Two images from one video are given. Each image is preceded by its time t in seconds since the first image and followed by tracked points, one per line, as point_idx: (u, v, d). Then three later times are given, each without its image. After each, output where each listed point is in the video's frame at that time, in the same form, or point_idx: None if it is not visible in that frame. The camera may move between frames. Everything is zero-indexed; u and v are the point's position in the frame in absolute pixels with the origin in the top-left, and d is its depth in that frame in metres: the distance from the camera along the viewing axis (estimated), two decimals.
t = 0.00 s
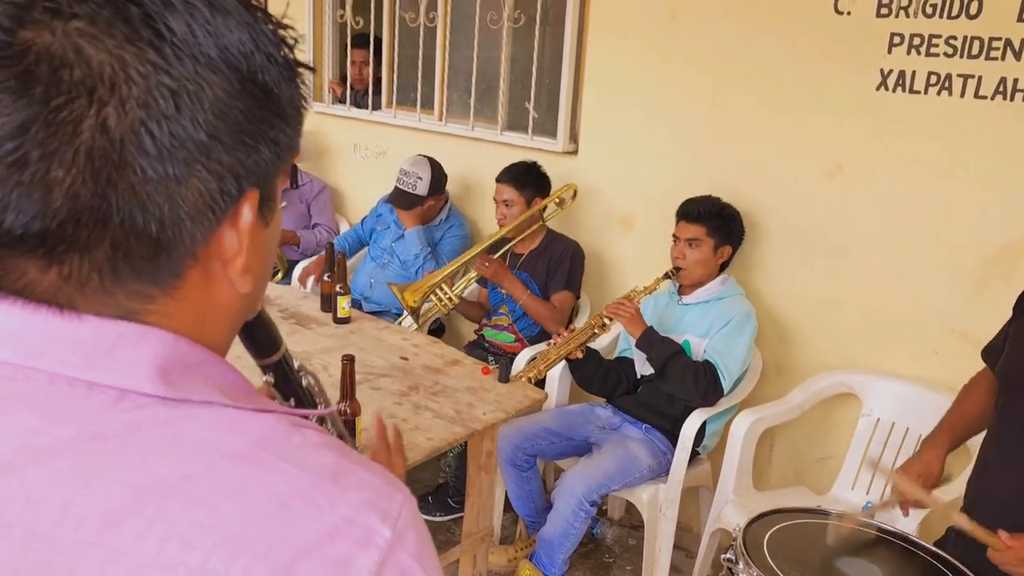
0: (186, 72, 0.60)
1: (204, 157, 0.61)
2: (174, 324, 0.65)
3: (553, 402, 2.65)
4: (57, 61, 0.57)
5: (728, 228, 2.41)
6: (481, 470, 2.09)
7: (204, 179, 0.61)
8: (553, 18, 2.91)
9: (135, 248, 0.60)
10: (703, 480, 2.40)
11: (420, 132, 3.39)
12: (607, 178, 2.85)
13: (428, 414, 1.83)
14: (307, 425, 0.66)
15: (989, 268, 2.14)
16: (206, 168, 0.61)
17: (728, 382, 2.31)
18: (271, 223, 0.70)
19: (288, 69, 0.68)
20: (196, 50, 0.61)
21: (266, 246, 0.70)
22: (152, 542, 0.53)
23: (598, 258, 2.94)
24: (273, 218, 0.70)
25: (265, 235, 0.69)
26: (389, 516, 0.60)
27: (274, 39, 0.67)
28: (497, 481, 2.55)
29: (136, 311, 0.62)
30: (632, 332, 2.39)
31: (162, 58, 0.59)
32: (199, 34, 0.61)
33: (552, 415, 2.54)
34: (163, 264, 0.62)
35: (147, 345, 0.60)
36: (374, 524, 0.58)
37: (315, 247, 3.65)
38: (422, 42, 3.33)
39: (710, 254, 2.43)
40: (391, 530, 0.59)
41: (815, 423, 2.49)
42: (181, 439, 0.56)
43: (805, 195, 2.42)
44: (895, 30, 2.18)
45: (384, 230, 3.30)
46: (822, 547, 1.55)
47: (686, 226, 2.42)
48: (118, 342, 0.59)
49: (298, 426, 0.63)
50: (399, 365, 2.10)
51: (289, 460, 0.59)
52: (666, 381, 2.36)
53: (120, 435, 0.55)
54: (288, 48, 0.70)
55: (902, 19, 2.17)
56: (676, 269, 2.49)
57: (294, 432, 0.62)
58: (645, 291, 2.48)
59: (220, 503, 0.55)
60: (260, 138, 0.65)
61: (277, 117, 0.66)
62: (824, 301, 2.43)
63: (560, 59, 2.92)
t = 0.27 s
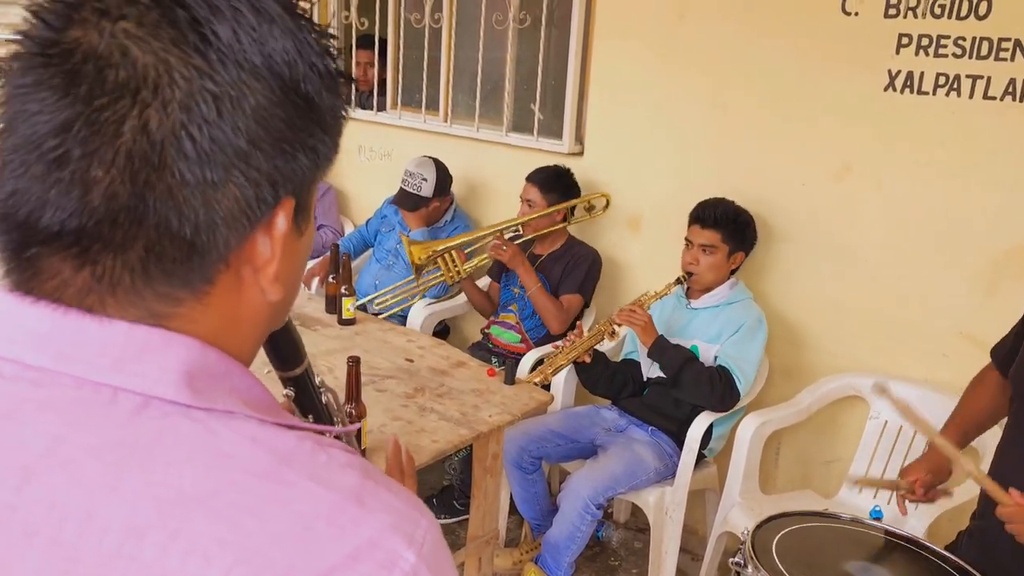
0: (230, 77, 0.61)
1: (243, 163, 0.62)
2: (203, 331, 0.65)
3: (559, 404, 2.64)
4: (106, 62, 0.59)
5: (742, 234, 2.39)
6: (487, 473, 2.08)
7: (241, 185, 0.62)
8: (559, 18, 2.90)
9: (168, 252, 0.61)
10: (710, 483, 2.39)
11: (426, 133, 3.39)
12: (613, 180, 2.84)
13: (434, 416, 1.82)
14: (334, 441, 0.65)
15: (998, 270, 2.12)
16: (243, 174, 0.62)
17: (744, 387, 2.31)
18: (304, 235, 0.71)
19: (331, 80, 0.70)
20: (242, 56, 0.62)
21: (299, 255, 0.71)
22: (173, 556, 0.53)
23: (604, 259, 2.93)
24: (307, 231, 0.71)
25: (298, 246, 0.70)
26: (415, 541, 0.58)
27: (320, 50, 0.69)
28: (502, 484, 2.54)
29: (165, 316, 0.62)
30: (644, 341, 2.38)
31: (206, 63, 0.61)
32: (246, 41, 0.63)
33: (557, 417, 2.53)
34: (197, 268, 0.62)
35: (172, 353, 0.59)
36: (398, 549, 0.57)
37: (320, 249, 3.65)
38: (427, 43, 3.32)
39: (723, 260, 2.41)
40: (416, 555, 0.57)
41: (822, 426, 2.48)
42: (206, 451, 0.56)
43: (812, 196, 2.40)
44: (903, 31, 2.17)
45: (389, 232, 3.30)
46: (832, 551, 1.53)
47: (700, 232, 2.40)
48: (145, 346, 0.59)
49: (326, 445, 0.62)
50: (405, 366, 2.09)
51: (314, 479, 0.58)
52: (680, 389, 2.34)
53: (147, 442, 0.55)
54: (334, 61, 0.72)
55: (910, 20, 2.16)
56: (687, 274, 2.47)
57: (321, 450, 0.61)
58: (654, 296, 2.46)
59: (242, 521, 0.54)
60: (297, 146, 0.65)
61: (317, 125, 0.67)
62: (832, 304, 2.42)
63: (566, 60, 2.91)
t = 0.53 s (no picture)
0: (280, 83, 0.67)
1: (285, 161, 0.66)
2: (234, 326, 0.67)
3: (562, 405, 2.63)
4: (167, 61, 0.64)
5: (753, 241, 2.36)
6: (490, 474, 2.08)
7: (283, 181, 0.66)
8: (562, 19, 2.90)
9: (210, 242, 0.64)
10: (713, 485, 2.38)
11: (430, 134, 3.39)
12: (616, 181, 2.84)
13: (436, 417, 1.82)
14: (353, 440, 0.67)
15: (1002, 272, 2.11)
16: (284, 172, 0.66)
17: (758, 393, 2.31)
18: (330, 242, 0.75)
19: (363, 101, 0.75)
20: (289, 65, 0.68)
21: (324, 263, 0.74)
22: (203, 542, 0.54)
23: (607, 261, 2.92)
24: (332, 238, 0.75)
25: (324, 254, 0.74)
26: (432, 537, 0.60)
27: (353, 72, 0.75)
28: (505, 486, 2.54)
29: (202, 306, 0.65)
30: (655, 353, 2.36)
31: (258, 69, 0.66)
32: (294, 53, 0.68)
33: (560, 419, 2.53)
34: (238, 260, 0.65)
35: (203, 348, 0.62)
36: (418, 544, 0.59)
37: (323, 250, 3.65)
38: (431, 44, 3.32)
39: (732, 266, 2.39)
40: (435, 550, 0.59)
41: (827, 427, 2.47)
42: (233, 442, 0.57)
43: (817, 197, 2.40)
44: (908, 31, 2.16)
45: (392, 233, 3.29)
46: (834, 554, 1.53)
47: (710, 239, 2.37)
48: (178, 339, 0.61)
49: (345, 443, 0.64)
50: (407, 367, 2.09)
51: (335, 473, 0.60)
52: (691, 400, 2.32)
53: (177, 433, 0.56)
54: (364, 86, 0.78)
55: (915, 20, 2.15)
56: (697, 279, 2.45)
57: (341, 448, 0.63)
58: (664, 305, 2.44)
59: (267, 508, 0.55)
60: (334, 153, 0.70)
61: (350, 136, 0.72)
62: (836, 305, 2.41)
63: (570, 61, 2.90)
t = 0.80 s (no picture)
0: (229, 54, 0.63)
1: (242, 138, 0.63)
2: (207, 307, 0.66)
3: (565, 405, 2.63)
4: (106, 42, 0.61)
5: (757, 243, 2.36)
6: (491, 473, 2.08)
7: (242, 159, 0.63)
8: (566, 19, 2.90)
9: (171, 228, 0.62)
10: (715, 485, 2.38)
11: (433, 134, 3.39)
12: (618, 181, 2.84)
13: (437, 416, 1.82)
14: (342, 421, 0.67)
15: (1005, 272, 2.11)
16: (243, 149, 0.63)
17: (763, 395, 2.31)
18: (304, 209, 0.72)
19: (327, 52, 0.71)
20: (238, 33, 0.63)
21: (299, 231, 0.72)
22: (194, 535, 0.55)
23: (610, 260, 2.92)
24: (306, 204, 0.72)
25: (298, 219, 0.71)
26: (422, 518, 0.60)
27: (313, 23, 0.70)
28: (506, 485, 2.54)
29: (172, 292, 0.64)
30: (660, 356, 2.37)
31: (203, 40, 0.62)
32: (241, 17, 0.64)
33: (564, 419, 2.54)
34: (202, 244, 0.64)
35: (186, 334, 0.61)
36: (408, 525, 0.59)
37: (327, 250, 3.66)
38: (435, 44, 3.32)
39: (737, 268, 2.39)
40: (425, 532, 0.59)
41: (829, 428, 2.47)
42: (218, 431, 0.57)
43: (819, 197, 2.39)
44: (912, 31, 2.16)
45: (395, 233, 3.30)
46: (836, 554, 1.53)
47: (713, 240, 2.37)
48: (159, 328, 0.60)
49: (333, 424, 0.64)
50: (409, 367, 2.09)
51: (323, 458, 0.60)
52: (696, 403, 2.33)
53: (160, 425, 0.57)
54: (327, 31, 0.73)
55: (919, 20, 2.14)
56: (701, 280, 2.45)
57: (328, 430, 0.63)
58: (668, 307, 2.44)
59: (254, 498, 0.56)
60: (296, 121, 0.66)
61: (313, 100, 0.68)
62: (838, 305, 2.41)
63: (573, 61, 2.91)
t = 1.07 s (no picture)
0: (288, 100, 0.64)
1: (288, 181, 0.65)
2: (228, 341, 0.67)
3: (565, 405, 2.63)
4: (172, 72, 0.62)
5: (757, 243, 2.36)
6: (490, 473, 2.08)
7: (284, 202, 0.65)
8: (566, 19, 2.90)
9: (204, 260, 0.63)
10: (716, 485, 2.38)
11: (433, 134, 3.39)
12: (619, 181, 2.84)
13: (436, 417, 1.82)
14: (344, 454, 0.66)
15: (1005, 273, 2.11)
16: (287, 193, 0.65)
17: (763, 396, 2.30)
18: (339, 256, 0.73)
19: (385, 108, 0.73)
20: (300, 81, 0.65)
21: (330, 277, 0.73)
22: (190, 566, 0.54)
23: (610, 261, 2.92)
24: (342, 252, 0.73)
25: (332, 265, 0.72)
26: (417, 561, 0.61)
27: (379, 80, 0.72)
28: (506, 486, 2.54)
29: (195, 322, 0.64)
30: (660, 356, 2.37)
31: (265, 83, 0.64)
32: (308, 68, 0.66)
33: (564, 419, 2.53)
34: (233, 280, 0.64)
35: (199, 362, 0.61)
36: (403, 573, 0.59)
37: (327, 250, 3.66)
38: (435, 44, 3.32)
39: (737, 269, 2.39)
40: None
41: (829, 428, 2.47)
42: (225, 464, 0.57)
43: (820, 198, 2.39)
44: (912, 31, 2.15)
45: (396, 233, 3.29)
46: (834, 555, 1.52)
47: (713, 241, 2.37)
48: (173, 354, 0.60)
49: (335, 458, 0.64)
50: (409, 367, 2.09)
51: (326, 496, 0.60)
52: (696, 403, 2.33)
53: (169, 450, 0.56)
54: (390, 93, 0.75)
55: (919, 20, 2.14)
56: (702, 281, 2.45)
57: (331, 465, 0.63)
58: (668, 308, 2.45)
59: (255, 537, 0.56)
60: (344, 170, 0.68)
61: (363, 152, 0.70)
62: (839, 306, 2.41)
63: (574, 61, 2.90)
